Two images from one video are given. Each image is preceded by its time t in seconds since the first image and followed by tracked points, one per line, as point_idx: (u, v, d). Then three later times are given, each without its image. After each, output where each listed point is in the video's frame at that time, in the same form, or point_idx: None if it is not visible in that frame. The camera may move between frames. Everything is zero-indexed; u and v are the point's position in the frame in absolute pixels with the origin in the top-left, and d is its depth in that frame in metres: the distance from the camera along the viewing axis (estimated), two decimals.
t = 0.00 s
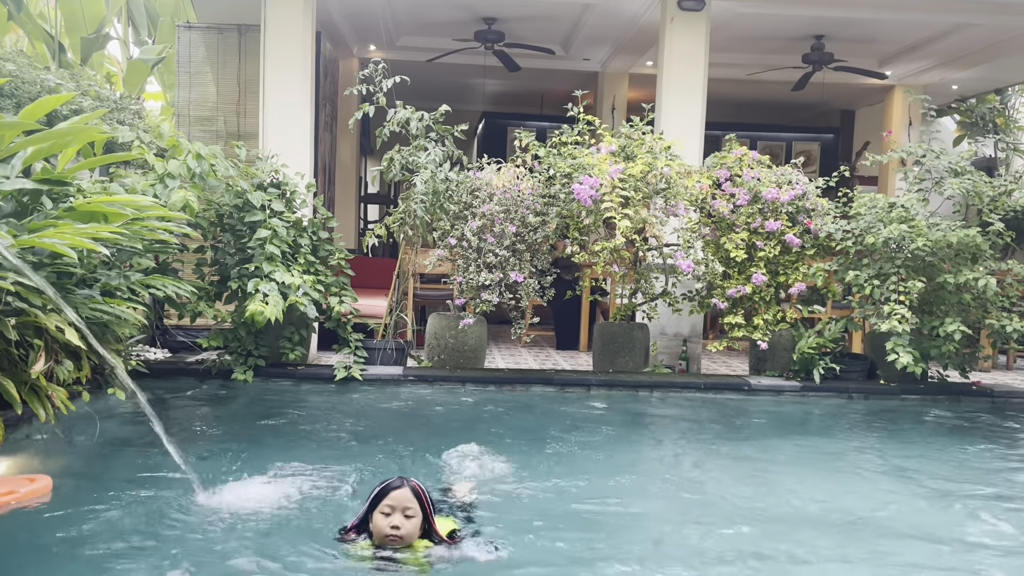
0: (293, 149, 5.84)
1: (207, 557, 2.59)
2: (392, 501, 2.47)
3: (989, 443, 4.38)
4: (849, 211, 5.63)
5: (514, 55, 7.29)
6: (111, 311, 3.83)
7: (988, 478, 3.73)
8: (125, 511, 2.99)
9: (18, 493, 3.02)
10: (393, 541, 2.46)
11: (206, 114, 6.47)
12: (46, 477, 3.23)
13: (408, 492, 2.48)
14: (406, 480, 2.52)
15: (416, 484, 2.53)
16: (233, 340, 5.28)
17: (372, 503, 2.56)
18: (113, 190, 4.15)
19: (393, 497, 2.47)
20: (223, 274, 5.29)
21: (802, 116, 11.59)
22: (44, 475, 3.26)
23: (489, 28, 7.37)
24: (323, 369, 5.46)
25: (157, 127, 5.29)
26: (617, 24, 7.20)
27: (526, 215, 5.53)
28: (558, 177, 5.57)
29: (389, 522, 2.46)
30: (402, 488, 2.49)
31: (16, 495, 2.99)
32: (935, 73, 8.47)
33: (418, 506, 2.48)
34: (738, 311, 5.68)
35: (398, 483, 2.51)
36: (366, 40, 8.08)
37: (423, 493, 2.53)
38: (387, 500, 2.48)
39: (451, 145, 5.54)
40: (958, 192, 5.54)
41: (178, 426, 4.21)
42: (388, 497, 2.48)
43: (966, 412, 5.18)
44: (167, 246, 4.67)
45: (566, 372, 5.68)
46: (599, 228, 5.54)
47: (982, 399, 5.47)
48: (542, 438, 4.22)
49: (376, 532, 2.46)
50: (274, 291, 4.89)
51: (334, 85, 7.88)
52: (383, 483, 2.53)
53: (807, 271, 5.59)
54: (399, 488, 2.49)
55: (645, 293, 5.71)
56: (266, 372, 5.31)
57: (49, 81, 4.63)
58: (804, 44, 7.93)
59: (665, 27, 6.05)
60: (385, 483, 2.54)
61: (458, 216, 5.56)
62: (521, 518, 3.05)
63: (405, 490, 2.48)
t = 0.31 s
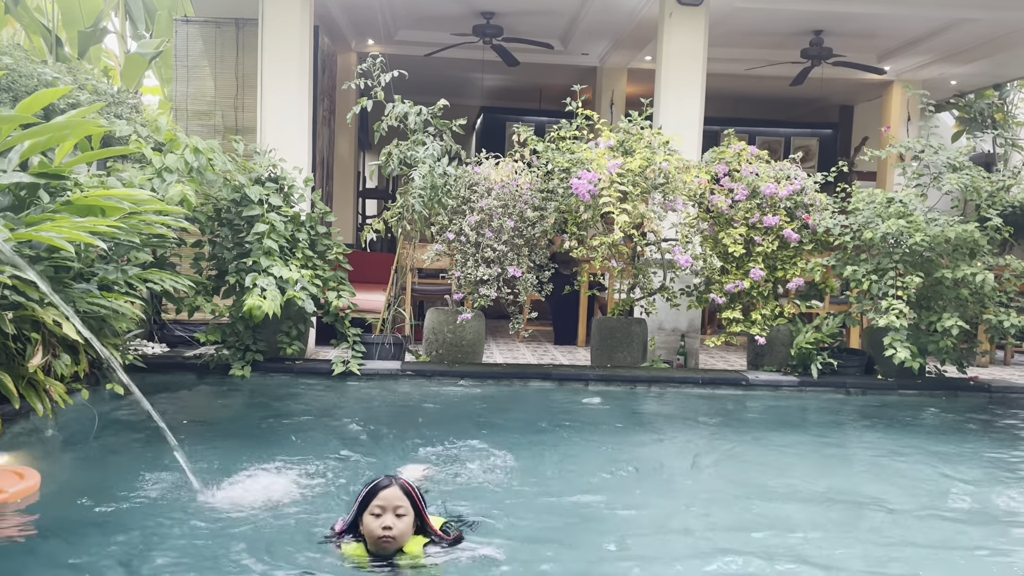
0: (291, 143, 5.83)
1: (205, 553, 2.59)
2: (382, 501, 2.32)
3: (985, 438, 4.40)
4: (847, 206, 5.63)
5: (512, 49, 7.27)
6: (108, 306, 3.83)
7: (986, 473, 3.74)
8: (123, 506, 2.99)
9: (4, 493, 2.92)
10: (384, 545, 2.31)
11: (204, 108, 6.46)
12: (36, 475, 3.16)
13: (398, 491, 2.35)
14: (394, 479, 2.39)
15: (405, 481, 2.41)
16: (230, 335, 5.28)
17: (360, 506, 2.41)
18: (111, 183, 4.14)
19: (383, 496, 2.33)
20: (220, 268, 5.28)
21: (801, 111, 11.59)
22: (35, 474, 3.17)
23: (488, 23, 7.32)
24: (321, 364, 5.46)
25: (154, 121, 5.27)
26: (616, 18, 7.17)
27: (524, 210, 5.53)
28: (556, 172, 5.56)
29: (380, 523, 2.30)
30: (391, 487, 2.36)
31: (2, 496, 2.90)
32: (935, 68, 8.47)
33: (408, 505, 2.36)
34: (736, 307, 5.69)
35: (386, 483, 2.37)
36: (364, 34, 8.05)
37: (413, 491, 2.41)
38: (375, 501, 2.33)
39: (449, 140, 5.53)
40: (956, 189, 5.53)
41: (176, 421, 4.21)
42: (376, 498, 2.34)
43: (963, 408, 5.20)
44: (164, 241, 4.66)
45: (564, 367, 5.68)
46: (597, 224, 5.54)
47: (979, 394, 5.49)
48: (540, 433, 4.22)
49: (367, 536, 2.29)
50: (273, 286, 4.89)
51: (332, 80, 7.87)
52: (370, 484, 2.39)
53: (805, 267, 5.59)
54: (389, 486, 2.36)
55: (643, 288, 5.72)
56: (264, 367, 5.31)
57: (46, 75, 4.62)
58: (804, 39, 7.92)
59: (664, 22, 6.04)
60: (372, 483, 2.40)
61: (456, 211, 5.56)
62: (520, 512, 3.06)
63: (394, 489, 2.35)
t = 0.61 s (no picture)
0: (289, 138, 5.82)
1: (204, 547, 2.59)
2: (383, 508, 2.25)
3: (981, 434, 4.41)
4: (845, 202, 5.63)
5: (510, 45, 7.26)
6: (105, 301, 3.84)
7: (982, 469, 3.75)
8: (121, 501, 2.99)
9: (10, 482, 3.01)
10: (386, 553, 2.24)
11: (201, 103, 6.44)
12: (38, 466, 3.22)
13: (400, 497, 2.28)
14: (396, 484, 2.31)
15: (407, 486, 2.33)
16: (228, 330, 5.28)
17: (361, 512, 2.34)
18: (109, 178, 4.13)
19: (384, 502, 2.25)
20: (218, 264, 5.28)
21: (800, 107, 11.59)
22: (38, 465, 3.25)
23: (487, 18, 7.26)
24: (319, 360, 5.45)
25: (152, 116, 5.26)
26: (614, 14, 7.16)
27: (522, 206, 5.52)
28: (555, 168, 5.55)
29: (381, 530, 2.23)
30: (392, 493, 2.28)
31: (8, 485, 2.99)
32: (933, 64, 8.46)
33: (410, 511, 2.29)
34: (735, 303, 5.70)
35: (387, 488, 2.30)
36: (362, 29, 8.04)
37: (416, 497, 2.34)
38: (376, 507, 2.26)
39: (447, 135, 5.52)
40: (955, 185, 5.53)
41: (174, 416, 4.21)
42: (377, 504, 2.27)
43: (961, 403, 5.21)
44: (162, 236, 4.65)
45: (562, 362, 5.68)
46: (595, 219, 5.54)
47: (975, 390, 5.50)
48: (538, 429, 4.22)
49: (368, 544, 2.23)
50: (271, 281, 4.89)
51: (330, 75, 7.86)
52: (371, 489, 2.32)
53: (803, 263, 5.60)
54: (390, 492, 2.28)
55: (641, 284, 5.72)
56: (262, 362, 5.31)
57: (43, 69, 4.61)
58: (802, 34, 7.91)
59: (663, 17, 6.03)
60: (374, 488, 2.33)
61: (455, 207, 5.56)
62: (517, 507, 3.07)
63: (396, 495, 2.27)
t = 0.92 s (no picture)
0: (288, 134, 5.81)
1: (202, 544, 2.59)
2: (397, 514, 2.11)
3: (979, 432, 4.41)
4: (844, 199, 5.62)
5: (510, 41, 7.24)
6: (104, 297, 3.84)
7: (980, 467, 3.75)
8: (119, 498, 2.99)
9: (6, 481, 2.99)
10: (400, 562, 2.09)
11: (200, 99, 6.44)
12: (34, 462, 3.22)
13: (413, 503, 2.14)
14: (408, 491, 2.17)
15: (419, 493, 2.19)
16: (227, 327, 5.28)
17: (369, 521, 2.19)
18: (107, 174, 4.12)
19: (398, 508, 2.10)
20: (217, 261, 5.28)
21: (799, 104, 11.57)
22: (32, 461, 3.24)
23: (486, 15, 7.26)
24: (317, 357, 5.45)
25: (150, 112, 5.24)
26: (613, 10, 7.15)
27: (520, 203, 5.51)
28: (554, 165, 5.54)
29: (395, 538, 2.08)
30: (406, 500, 2.14)
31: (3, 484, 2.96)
32: (932, 61, 8.46)
33: (424, 519, 2.15)
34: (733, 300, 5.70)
35: (400, 495, 2.15)
36: (360, 26, 8.02)
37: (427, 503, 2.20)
38: (390, 514, 2.11)
39: (446, 132, 5.51)
40: (954, 183, 5.52)
41: (172, 413, 4.20)
42: (391, 511, 2.12)
43: (959, 401, 5.21)
44: (161, 233, 4.65)
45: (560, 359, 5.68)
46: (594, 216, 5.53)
47: (974, 388, 5.50)
48: (536, 426, 4.22)
49: (381, 553, 2.07)
50: (270, 277, 4.89)
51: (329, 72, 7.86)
52: (382, 495, 2.17)
53: (802, 260, 5.59)
54: (404, 498, 2.14)
55: (639, 281, 5.72)
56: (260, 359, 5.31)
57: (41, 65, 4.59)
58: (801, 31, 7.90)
59: (662, 13, 6.02)
60: (384, 495, 2.18)
61: (453, 203, 5.55)
62: (516, 504, 3.07)
63: (410, 501, 2.13)
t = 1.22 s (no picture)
0: (287, 131, 5.82)
1: (200, 542, 2.60)
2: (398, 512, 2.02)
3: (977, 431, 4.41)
4: (843, 198, 5.62)
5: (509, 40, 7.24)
6: (102, 295, 3.85)
7: (977, 466, 3.76)
8: (117, 496, 2.99)
9: None
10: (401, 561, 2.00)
11: (198, 97, 6.44)
12: (27, 463, 3.19)
13: (415, 500, 2.06)
14: (408, 488, 2.09)
15: (420, 491, 2.11)
16: (225, 325, 5.28)
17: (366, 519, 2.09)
18: (106, 172, 4.12)
19: (399, 505, 2.02)
20: (215, 259, 5.28)
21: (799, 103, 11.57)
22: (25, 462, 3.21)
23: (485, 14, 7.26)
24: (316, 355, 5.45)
25: (148, 109, 5.24)
26: (612, 9, 7.15)
27: (519, 201, 5.51)
28: (552, 163, 5.55)
29: (396, 536, 2.00)
30: (407, 497, 2.06)
31: None
32: (931, 61, 8.45)
33: (425, 517, 2.07)
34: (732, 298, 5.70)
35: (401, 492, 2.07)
36: (359, 24, 8.02)
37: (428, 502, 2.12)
38: (390, 511, 2.03)
39: (445, 130, 5.51)
40: (953, 182, 5.52)
41: (170, 411, 4.21)
42: (391, 508, 2.03)
43: (957, 400, 5.22)
44: (159, 232, 4.64)
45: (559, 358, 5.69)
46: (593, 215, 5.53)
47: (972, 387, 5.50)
48: (535, 424, 4.22)
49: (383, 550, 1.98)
50: (269, 275, 4.88)
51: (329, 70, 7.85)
52: (382, 493, 2.08)
53: (800, 259, 5.60)
54: (405, 496, 2.06)
55: (638, 280, 5.72)
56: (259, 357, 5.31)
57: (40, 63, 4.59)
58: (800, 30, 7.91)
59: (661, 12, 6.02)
60: (383, 492, 2.09)
61: (452, 202, 5.54)
62: (514, 502, 3.07)
63: (411, 499, 2.05)
